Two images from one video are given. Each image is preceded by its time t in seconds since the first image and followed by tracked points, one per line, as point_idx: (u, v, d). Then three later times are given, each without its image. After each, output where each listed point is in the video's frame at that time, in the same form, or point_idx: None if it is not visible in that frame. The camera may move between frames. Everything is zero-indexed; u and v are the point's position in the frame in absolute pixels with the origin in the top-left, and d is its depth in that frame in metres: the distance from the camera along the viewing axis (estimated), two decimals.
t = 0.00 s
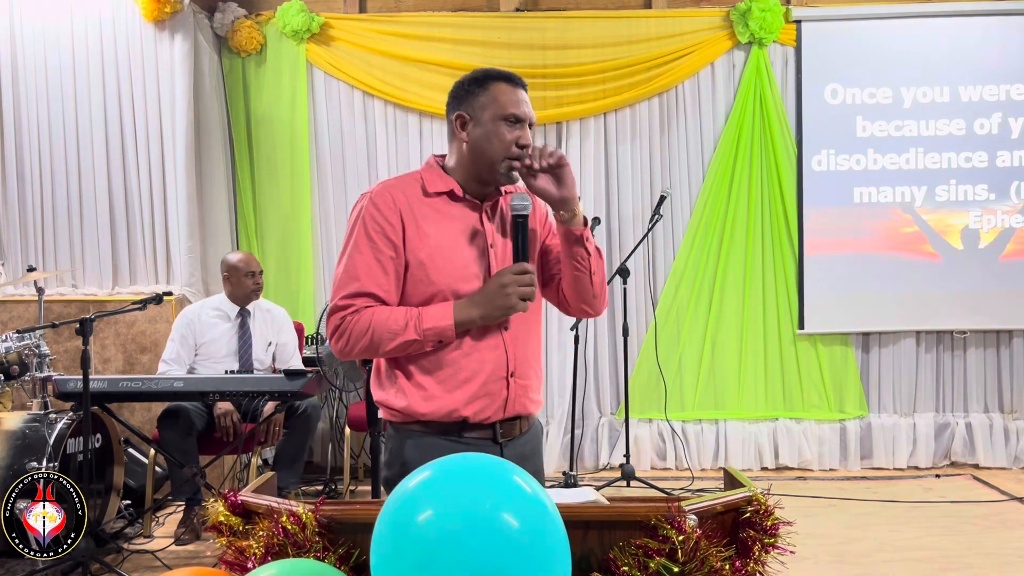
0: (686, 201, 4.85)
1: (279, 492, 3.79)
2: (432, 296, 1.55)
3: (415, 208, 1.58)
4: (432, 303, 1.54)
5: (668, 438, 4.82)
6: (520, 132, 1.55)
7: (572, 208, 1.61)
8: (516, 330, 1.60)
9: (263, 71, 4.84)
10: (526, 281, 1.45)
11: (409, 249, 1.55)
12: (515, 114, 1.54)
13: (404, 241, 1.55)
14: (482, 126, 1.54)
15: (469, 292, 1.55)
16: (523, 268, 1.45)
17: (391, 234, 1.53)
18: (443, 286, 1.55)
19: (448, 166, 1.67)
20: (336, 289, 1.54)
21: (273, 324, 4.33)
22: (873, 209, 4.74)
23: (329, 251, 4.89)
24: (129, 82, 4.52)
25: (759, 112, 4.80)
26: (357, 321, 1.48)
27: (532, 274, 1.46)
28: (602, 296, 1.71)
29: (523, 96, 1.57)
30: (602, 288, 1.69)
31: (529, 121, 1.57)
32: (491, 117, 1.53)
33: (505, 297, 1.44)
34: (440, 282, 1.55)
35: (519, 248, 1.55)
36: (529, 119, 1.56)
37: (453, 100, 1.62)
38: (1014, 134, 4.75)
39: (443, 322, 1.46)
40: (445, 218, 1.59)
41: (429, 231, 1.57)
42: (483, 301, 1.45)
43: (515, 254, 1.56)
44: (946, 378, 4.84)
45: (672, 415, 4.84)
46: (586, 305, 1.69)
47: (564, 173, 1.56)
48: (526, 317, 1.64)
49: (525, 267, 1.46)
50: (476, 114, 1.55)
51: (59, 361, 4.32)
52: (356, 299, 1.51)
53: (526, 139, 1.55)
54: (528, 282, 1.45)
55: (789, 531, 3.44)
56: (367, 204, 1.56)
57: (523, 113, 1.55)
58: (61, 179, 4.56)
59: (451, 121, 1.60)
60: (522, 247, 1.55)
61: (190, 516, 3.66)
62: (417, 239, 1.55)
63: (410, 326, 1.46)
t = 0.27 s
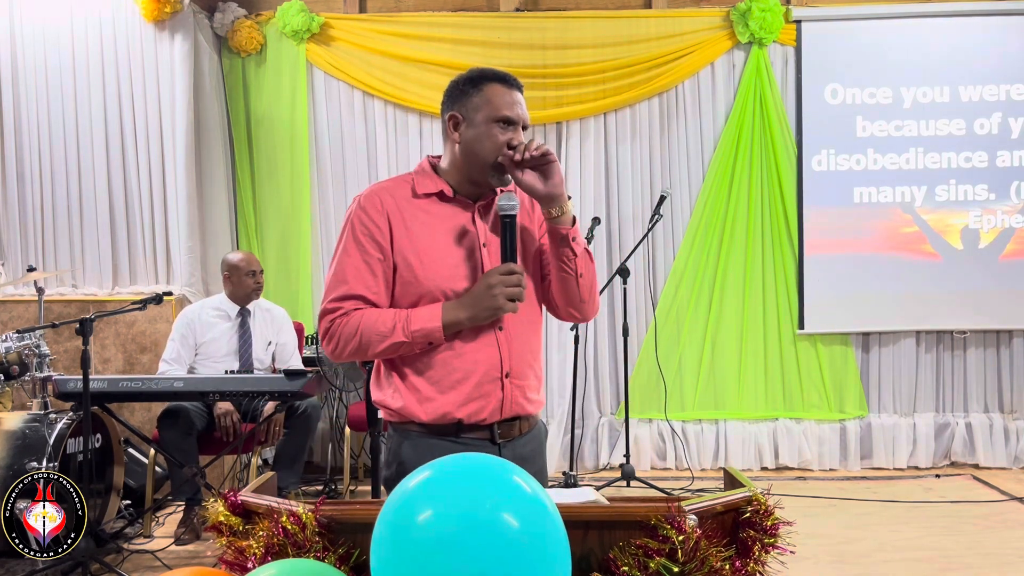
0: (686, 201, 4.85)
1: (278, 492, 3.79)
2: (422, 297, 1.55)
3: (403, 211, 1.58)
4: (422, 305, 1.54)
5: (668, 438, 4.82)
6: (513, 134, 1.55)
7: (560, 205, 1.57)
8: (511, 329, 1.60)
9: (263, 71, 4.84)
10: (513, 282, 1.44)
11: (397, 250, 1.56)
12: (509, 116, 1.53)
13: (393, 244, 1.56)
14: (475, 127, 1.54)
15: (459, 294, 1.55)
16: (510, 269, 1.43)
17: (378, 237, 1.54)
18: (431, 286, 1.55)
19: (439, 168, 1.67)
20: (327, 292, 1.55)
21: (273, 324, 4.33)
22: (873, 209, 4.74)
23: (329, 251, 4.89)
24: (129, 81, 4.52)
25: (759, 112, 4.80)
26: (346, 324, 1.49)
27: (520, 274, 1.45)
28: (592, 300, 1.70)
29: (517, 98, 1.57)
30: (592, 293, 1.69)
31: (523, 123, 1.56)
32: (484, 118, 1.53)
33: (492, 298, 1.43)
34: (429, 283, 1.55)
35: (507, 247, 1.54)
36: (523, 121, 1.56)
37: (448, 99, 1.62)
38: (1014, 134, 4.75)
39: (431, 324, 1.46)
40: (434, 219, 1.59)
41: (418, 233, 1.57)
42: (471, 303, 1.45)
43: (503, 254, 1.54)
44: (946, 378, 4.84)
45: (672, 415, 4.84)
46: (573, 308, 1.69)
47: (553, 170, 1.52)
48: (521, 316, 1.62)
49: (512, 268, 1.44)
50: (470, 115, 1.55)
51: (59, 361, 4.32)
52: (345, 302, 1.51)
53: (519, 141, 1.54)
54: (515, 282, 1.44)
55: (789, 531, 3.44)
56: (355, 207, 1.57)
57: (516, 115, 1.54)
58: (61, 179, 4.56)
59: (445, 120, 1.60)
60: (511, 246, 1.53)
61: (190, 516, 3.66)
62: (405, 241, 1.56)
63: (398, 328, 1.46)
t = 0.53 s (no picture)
0: (686, 201, 4.85)
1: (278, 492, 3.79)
2: (421, 298, 1.55)
3: (402, 212, 1.58)
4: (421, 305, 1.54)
5: (668, 438, 4.82)
6: (511, 133, 1.54)
7: (559, 209, 1.57)
8: (512, 329, 1.60)
9: (263, 71, 4.84)
10: (511, 282, 1.43)
11: (397, 252, 1.56)
12: (507, 116, 1.53)
13: (391, 244, 1.56)
14: (473, 126, 1.54)
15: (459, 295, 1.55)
16: (508, 269, 1.43)
17: (377, 238, 1.54)
18: (431, 287, 1.55)
19: (438, 167, 1.67)
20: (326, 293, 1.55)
21: (272, 324, 4.33)
22: (873, 209, 4.74)
23: (329, 251, 4.89)
24: (129, 81, 4.52)
25: (759, 112, 4.80)
26: (345, 325, 1.49)
27: (518, 274, 1.44)
28: (588, 306, 1.71)
29: (516, 97, 1.56)
30: (588, 299, 1.69)
31: (522, 122, 1.56)
32: (482, 117, 1.53)
33: (490, 298, 1.42)
34: (428, 284, 1.55)
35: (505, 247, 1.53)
36: (522, 120, 1.55)
37: (447, 97, 1.62)
38: (1014, 134, 4.75)
39: (429, 325, 1.46)
40: (433, 220, 1.60)
41: (417, 234, 1.57)
42: (469, 303, 1.44)
43: (501, 254, 1.54)
44: (946, 378, 4.84)
45: (672, 415, 4.84)
46: (569, 312, 1.69)
47: (551, 172, 1.51)
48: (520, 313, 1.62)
49: (510, 268, 1.44)
50: (468, 114, 1.55)
51: (59, 361, 4.32)
52: (344, 303, 1.51)
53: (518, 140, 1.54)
54: (513, 283, 1.43)
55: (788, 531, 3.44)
56: (354, 209, 1.57)
57: (515, 114, 1.54)
58: (61, 179, 4.56)
59: (444, 118, 1.60)
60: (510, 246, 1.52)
61: (190, 516, 3.66)
62: (405, 242, 1.56)
63: (396, 330, 1.46)
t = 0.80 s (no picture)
0: (686, 201, 4.85)
1: (279, 492, 3.79)
2: (426, 300, 1.55)
3: (407, 211, 1.58)
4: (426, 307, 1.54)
5: (668, 437, 4.83)
6: (516, 136, 1.55)
7: (563, 215, 1.57)
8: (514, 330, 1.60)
9: (263, 72, 4.84)
10: (520, 285, 1.44)
11: (402, 253, 1.55)
12: (513, 118, 1.54)
13: (397, 245, 1.56)
14: (478, 127, 1.54)
15: (464, 296, 1.55)
16: (516, 273, 1.43)
17: (383, 238, 1.53)
18: (436, 289, 1.55)
19: (442, 168, 1.67)
20: (329, 293, 1.54)
21: (273, 324, 4.33)
22: (873, 209, 4.74)
23: (329, 251, 4.89)
24: (129, 81, 4.52)
25: (759, 112, 4.80)
26: (350, 327, 1.48)
27: (526, 278, 1.45)
28: (586, 310, 1.71)
29: (523, 100, 1.57)
30: (587, 304, 1.70)
31: (527, 125, 1.57)
32: (489, 119, 1.53)
33: (498, 301, 1.43)
34: (433, 285, 1.55)
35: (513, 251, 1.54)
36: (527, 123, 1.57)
37: (453, 96, 1.61)
38: (1015, 134, 4.75)
39: (437, 327, 1.46)
40: (438, 221, 1.60)
41: (422, 234, 1.57)
42: (476, 305, 1.45)
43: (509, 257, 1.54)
44: (946, 378, 4.84)
45: (672, 415, 4.84)
46: (568, 316, 1.70)
47: (556, 178, 1.52)
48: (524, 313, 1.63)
49: (518, 271, 1.44)
50: (474, 114, 1.55)
51: (59, 361, 4.32)
52: (349, 304, 1.51)
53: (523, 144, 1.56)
54: (521, 286, 1.44)
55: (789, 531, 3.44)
56: (359, 208, 1.56)
57: (521, 117, 1.55)
58: (61, 179, 4.56)
59: (449, 118, 1.60)
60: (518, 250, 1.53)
61: (190, 516, 3.66)
62: (410, 243, 1.56)
63: (402, 332, 1.45)
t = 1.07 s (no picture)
0: (686, 201, 4.85)
1: (279, 492, 3.79)
2: (429, 300, 1.55)
3: (410, 210, 1.58)
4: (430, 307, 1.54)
5: (668, 437, 4.83)
6: (519, 136, 1.55)
7: (566, 218, 1.59)
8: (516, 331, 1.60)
9: (263, 71, 4.84)
10: (525, 286, 1.45)
11: (404, 252, 1.55)
12: (516, 118, 1.54)
13: (399, 245, 1.56)
14: (481, 126, 1.54)
15: (467, 296, 1.55)
16: (521, 273, 1.44)
17: (386, 238, 1.53)
18: (439, 289, 1.55)
19: (443, 167, 1.67)
20: (332, 293, 1.54)
21: (278, 324, 4.33)
22: (873, 209, 4.74)
23: (329, 251, 4.89)
24: (129, 81, 4.52)
25: (759, 112, 4.80)
26: (353, 326, 1.48)
27: (530, 278, 1.46)
28: (585, 312, 1.72)
29: (526, 100, 1.58)
30: (585, 306, 1.70)
31: (530, 126, 1.57)
32: (492, 119, 1.53)
33: (503, 302, 1.44)
34: (437, 284, 1.55)
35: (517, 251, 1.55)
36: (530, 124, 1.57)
37: (455, 96, 1.61)
38: (1014, 134, 4.75)
39: (441, 328, 1.46)
40: (441, 221, 1.60)
41: (425, 233, 1.57)
42: (480, 305, 1.45)
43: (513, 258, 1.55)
44: (946, 378, 4.84)
45: (672, 415, 4.84)
46: (567, 319, 1.70)
47: (559, 180, 1.55)
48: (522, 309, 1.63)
49: (524, 272, 1.46)
50: (477, 114, 1.55)
51: (59, 361, 4.32)
52: (352, 304, 1.50)
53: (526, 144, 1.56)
54: (526, 286, 1.45)
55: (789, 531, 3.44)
56: (362, 207, 1.55)
57: (525, 117, 1.55)
58: (61, 179, 4.56)
59: (451, 118, 1.60)
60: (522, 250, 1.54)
61: (190, 516, 3.66)
62: (413, 242, 1.56)
63: (406, 331, 1.45)
